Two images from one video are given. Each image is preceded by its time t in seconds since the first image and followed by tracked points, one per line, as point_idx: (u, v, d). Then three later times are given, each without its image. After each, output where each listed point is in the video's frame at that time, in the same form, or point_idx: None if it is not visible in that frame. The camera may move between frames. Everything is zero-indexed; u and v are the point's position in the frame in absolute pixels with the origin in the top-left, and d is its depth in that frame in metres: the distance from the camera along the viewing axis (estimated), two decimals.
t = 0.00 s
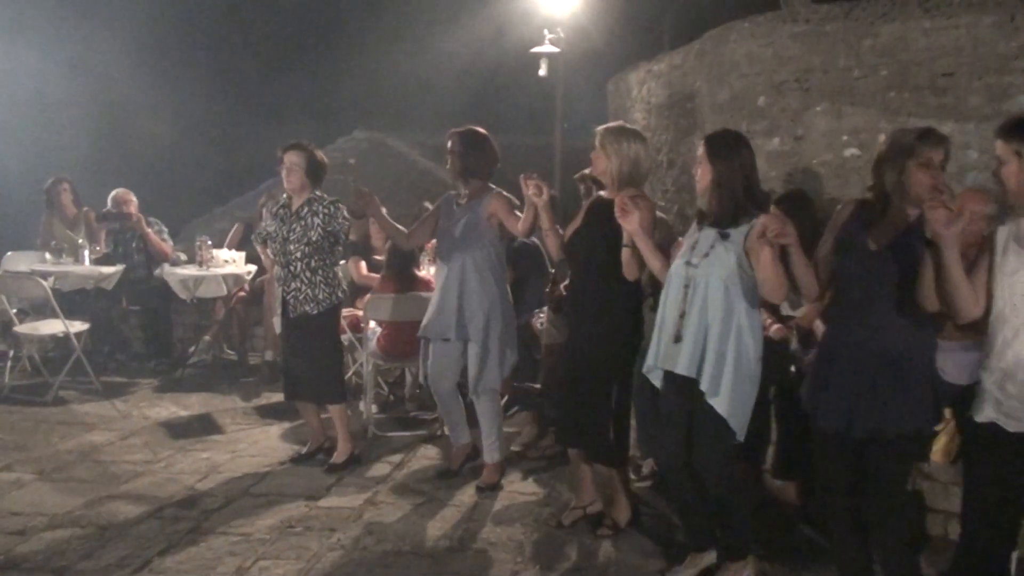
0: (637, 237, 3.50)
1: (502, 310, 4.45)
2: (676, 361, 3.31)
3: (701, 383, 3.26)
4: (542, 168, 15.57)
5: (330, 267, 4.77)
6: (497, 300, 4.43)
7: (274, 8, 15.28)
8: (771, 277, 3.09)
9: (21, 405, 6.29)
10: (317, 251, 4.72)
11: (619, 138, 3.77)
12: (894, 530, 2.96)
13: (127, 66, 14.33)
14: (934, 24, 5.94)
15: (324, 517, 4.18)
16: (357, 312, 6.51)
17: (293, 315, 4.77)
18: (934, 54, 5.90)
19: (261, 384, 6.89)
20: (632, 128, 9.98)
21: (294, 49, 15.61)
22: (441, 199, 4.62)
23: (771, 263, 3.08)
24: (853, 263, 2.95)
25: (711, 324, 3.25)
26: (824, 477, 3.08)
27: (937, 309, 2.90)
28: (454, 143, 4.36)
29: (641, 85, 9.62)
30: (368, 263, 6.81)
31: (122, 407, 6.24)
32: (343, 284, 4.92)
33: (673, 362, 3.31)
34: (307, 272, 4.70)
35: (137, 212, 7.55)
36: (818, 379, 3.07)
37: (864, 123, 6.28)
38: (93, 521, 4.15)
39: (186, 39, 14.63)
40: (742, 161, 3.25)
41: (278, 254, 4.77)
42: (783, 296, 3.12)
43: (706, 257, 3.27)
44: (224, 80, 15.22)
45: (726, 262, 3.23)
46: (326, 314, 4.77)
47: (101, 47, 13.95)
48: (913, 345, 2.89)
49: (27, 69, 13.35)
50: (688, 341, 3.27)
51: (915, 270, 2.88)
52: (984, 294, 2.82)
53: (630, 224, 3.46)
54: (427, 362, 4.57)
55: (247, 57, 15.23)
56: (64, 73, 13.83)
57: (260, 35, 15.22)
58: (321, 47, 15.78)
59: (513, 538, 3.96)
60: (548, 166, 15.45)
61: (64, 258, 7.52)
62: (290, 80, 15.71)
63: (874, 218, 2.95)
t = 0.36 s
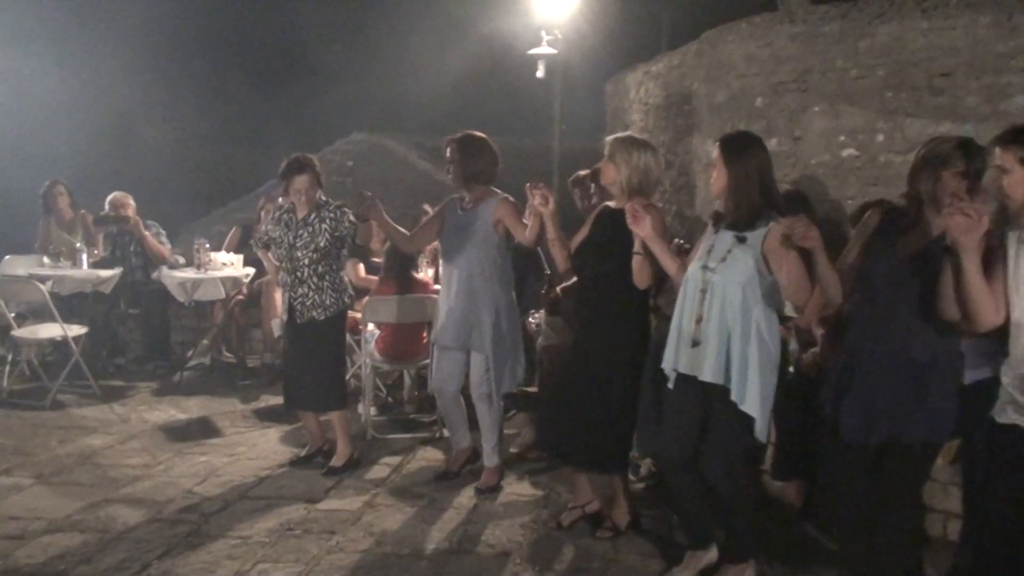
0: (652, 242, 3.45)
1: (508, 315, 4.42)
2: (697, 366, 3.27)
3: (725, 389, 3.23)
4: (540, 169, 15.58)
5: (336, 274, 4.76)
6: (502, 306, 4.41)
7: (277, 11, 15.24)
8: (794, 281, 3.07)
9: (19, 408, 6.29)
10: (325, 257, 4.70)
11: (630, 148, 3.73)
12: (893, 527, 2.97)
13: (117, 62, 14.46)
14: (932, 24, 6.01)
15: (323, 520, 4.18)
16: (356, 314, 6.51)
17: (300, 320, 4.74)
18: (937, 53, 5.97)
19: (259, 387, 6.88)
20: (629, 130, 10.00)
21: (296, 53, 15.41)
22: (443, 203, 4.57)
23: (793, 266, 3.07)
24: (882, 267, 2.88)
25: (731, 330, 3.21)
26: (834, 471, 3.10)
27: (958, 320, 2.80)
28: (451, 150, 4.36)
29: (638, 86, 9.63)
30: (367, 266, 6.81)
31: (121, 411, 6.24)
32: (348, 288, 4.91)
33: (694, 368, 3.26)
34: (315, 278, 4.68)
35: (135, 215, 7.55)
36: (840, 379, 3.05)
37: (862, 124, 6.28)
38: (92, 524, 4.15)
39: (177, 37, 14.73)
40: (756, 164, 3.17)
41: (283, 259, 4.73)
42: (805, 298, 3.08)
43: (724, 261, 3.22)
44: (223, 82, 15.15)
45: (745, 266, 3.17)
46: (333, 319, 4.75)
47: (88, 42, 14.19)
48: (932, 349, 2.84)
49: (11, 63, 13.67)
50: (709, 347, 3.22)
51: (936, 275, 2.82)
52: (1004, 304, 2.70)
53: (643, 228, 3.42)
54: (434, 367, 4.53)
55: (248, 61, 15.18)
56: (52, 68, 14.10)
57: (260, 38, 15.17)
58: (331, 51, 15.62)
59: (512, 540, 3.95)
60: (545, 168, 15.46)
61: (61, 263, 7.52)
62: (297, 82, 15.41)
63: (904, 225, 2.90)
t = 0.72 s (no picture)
0: (656, 231, 3.47)
1: (510, 315, 4.40)
2: (699, 362, 3.26)
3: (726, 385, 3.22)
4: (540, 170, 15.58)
5: (345, 273, 4.77)
6: (507, 304, 4.40)
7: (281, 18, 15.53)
8: (804, 275, 3.08)
9: (19, 409, 6.29)
10: (334, 257, 4.70)
11: (634, 139, 3.72)
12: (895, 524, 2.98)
13: (122, 64, 14.18)
14: (932, 26, 6.00)
15: (323, 521, 4.18)
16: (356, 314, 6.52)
17: (310, 322, 4.74)
18: (937, 55, 5.96)
19: (259, 388, 6.89)
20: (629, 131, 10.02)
21: (301, 61, 15.84)
22: (451, 198, 4.54)
23: (805, 259, 3.08)
24: (891, 261, 2.86)
25: (736, 325, 3.20)
26: (841, 469, 3.10)
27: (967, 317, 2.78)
28: (455, 149, 4.36)
29: (638, 87, 9.64)
30: (368, 267, 6.81)
31: (122, 411, 6.24)
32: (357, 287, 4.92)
33: (697, 361, 3.25)
34: (325, 279, 4.68)
35: (135, 216, 7.55)
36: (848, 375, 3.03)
37: (863, 125, 6.28)
38: (93, 525, 4.15)
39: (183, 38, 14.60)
40: (768, 157, 3.17)
41: (293, 260, 4.71)
42: (812, 292, 3.11)
43: (731, 257, 3.21)
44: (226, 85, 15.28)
45: (752, 262, 3.17)
46: (343, 318, 4.77)
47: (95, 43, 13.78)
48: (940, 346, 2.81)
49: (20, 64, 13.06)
50: (713, 341, 3.20)
51: (944, 270, 2.79)
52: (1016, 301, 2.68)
53: (648, 217, 3.45)
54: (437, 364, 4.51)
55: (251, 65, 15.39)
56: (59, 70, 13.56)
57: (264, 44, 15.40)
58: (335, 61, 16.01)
59: (511, 541, 3.96)
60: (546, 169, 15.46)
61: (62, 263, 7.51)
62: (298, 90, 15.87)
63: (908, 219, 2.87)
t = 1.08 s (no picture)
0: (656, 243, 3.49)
1: (513, 321, 4.40)
2: (699, 370, 3.25)
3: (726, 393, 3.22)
4: (537, 170, 15.57)
5: (351, 278, 4.76)
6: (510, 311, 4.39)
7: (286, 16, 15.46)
8: (800, 286, 3.08)
9: (14, 409, 6.27)
10: (339, 262, 4.69)
11: (635, 147, 3.72)
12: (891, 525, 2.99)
13: (121, 60, 14.31)
14: (928, 27, 6.00)
15: (320, 521, 4.17)
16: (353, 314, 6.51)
17: (314, 327, 4.73)
18: (934, 57, 5.94)
19: (256, 388, 6.88)
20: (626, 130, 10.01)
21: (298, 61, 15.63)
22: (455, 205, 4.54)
23: (800, 269, 3.07)
24: (887, 266, 2.86)
25: (737, 332, 3.20)
26: (839, 473, 3.11)
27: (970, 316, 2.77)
28: (461, 160, 4.33)
29: (635, 87, 9.64)
30: (365, 267, 6.80)
31: (118, 411, 6.23)
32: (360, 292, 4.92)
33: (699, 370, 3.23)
34: (330, 282, 4.68)
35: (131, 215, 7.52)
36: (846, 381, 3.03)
37: (859, 126, 6.28)
38: (89, 525, 4.14)
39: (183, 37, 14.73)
40: (763, 165, 3.19)
41: (297, 265, 4.68)
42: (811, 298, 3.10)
43: (730, 264, 3.22)
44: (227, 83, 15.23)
45: (750, 269, 3.18)
46: (347, 322, 4.76)
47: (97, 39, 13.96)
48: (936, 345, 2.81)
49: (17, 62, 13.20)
50: (717, 350, 3.20)
51: (942, 272, 2.79)
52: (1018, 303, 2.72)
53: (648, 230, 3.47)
54: (437, 369, 4.49)
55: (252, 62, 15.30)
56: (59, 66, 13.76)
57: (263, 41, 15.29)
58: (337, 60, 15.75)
59: (507, 541, 3.95)
60: (542, 169, 15.45)
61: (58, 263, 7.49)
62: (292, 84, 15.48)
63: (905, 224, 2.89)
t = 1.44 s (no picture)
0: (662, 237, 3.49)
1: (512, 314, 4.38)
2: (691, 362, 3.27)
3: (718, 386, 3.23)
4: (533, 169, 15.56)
5: (349, 273, 4.76)
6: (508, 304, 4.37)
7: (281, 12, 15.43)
8: (788, 279, 3.04)
9: (10, 407, 6.26)
10: (337, 256, 4.68)
11: (639, 140, 3.69)
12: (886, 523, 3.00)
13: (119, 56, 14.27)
14: (925, 27, 5.99)
15: (315, 520, 4.17)
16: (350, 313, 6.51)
17: (312, 323, 4.72)
18: (930, 57, 5.94)
19: (252, 387, 6.87)
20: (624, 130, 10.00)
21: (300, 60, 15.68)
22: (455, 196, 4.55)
23: (792, 263, 3.03)
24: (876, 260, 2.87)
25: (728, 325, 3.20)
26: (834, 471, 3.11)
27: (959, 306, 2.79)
28: (464, 152, 4.34)
29: (633, 87, 9.64)
30: (361, 266, 6.80)
31: (113, 409, 6.22)
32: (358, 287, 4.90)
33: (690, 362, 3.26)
34: (328, 279, 4.66)
35: (128, 214, 7.51)
36: (840, 378, 3.04)
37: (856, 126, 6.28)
38: (84, 523, 4.14)
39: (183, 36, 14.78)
40: (762, 160, 3.19)
41: (296, 262, 4.70)
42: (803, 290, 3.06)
43: (722, 258, 3.23)
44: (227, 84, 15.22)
45: (742, 263, 3.18)
46: (346, 318, 4.75)
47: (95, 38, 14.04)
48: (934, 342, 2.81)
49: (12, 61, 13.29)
50: (706, 342, 3.22)
51: (929, 264, 2.81)
52: (1007, 294, 2.75)
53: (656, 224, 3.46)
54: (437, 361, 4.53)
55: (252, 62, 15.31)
56: (56, 66, 13.83)
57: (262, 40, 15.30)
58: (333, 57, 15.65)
59: (503, 540, 3.95)
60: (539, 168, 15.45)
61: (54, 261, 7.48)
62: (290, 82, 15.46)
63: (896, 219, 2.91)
